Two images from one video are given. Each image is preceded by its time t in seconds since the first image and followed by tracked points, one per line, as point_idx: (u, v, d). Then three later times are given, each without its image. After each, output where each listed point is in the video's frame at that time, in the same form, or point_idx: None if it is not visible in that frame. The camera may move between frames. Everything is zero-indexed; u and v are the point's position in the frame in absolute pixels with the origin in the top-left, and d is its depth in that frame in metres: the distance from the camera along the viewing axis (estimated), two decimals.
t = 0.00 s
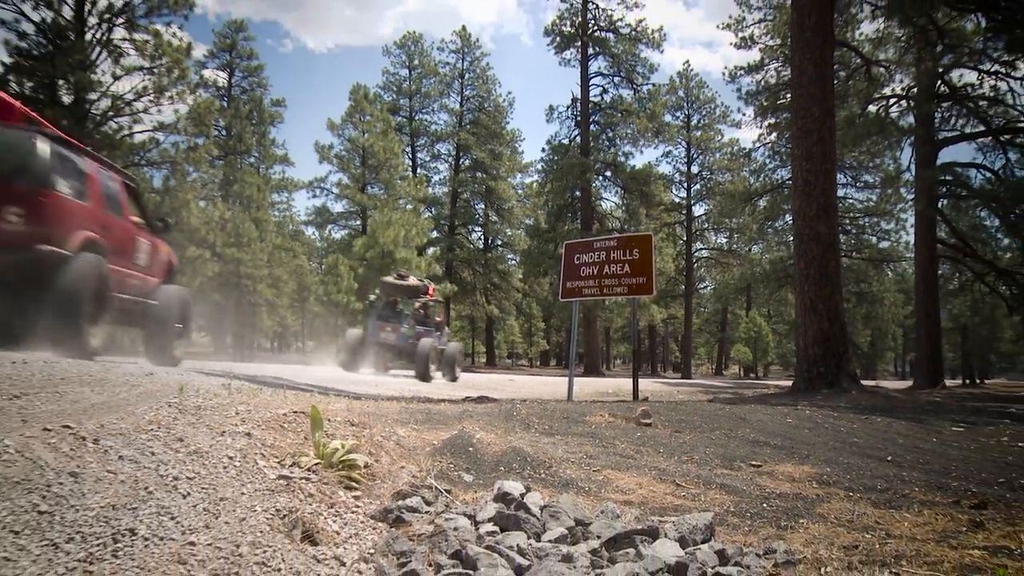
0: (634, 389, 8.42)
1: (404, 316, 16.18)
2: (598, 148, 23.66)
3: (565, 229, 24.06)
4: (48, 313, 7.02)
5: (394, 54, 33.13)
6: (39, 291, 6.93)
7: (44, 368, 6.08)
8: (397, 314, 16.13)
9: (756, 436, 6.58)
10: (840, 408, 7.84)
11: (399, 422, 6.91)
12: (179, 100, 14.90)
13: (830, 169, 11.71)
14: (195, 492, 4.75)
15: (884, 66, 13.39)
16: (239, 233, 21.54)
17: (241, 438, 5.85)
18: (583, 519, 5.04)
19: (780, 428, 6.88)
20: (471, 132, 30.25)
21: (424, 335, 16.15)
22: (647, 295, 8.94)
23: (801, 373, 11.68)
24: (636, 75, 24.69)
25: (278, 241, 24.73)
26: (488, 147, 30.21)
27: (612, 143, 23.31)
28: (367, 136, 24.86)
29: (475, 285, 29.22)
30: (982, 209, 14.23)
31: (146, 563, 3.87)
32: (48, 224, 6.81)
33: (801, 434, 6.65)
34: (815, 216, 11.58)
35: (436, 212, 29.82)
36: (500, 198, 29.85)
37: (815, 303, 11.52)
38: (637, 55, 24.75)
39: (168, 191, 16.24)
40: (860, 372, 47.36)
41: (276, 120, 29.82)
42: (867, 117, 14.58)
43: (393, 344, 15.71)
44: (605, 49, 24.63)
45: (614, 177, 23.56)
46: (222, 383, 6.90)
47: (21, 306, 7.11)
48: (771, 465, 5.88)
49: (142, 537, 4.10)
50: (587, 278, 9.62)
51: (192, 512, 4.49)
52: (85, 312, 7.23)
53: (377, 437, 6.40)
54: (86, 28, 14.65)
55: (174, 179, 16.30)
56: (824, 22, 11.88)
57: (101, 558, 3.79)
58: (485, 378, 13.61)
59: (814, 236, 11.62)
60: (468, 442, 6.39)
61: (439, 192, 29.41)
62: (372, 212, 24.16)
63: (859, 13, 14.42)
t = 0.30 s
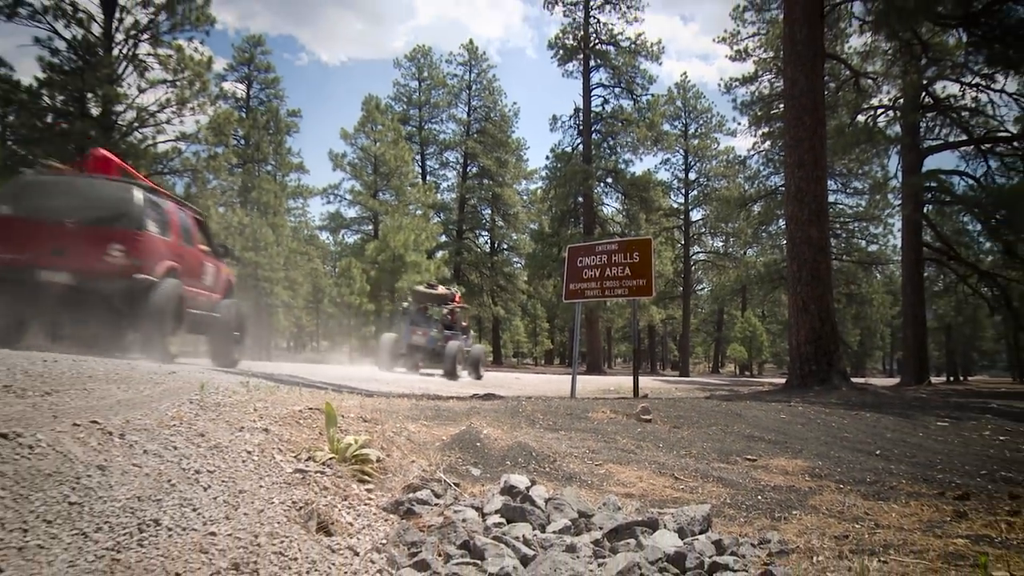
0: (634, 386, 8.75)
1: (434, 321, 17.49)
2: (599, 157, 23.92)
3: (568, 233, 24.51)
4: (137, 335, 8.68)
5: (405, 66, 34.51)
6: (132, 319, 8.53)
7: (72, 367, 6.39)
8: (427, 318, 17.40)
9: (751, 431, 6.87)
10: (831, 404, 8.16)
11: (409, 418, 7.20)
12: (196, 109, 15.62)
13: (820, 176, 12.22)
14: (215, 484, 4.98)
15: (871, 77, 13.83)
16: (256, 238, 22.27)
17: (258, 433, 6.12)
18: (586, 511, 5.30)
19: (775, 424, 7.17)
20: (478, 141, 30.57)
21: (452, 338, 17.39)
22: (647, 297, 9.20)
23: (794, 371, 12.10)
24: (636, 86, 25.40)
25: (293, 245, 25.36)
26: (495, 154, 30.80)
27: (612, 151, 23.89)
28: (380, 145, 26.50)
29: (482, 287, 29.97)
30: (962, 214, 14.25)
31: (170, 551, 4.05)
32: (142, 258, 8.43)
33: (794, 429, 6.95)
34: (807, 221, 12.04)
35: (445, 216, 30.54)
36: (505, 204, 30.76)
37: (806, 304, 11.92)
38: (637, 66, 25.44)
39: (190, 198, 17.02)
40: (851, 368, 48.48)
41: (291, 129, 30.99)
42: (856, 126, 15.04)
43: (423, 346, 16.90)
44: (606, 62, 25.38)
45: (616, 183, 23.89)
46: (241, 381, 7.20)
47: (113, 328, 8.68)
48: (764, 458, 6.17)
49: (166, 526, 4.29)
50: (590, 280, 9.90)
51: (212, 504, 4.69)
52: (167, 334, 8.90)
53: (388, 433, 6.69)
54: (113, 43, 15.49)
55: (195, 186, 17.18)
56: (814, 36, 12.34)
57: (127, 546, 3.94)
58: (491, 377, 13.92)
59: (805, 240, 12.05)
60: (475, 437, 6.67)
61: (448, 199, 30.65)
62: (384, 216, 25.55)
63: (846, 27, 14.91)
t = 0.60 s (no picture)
0: (633, 383, 9.10)
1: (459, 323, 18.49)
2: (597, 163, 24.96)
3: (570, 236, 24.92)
4: (205, 338, 10.85)
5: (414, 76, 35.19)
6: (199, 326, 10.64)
7: (99, 365, 6.74)
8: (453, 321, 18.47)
9: (746, 426, 7.18)
10: (823, 401, 8.48)
11: (418, 415, 7.49)
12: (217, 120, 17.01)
13: (811, 182, 12.58)
14: (235, 478, 5.18)
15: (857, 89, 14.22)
16: (272, 243, 22.77)
17: (275, 429, 6.38)
18: (588, 503, 5.57)
19: (767, 419, 7.50)
20: (484, 149, 31.52)
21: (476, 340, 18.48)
22: (645, 298, 9.47)
23: (786, 369, 12.46)
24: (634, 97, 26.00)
25: (308, 249, 25.83)
26: (500, 162, 31.27)
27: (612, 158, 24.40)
28: (389, 153, 27.10)
29: (487, 290, 30.39)
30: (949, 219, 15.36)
31: (192, 541, 4.19)
32: (209, 277, 10.55)
33: (786, 424, 7.26)
34: (798, 225, 12.40)
35: (450, 221, 31.08)
36: (508, 209, 30.94)
37: (797, 305, 12.30)
38: (636, 78, 26.14)
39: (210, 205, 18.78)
40: (841, 368, 49.23)
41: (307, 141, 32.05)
42: (845, 134, 15.45)
43: (450, 348, 18.04)
44: (606, 74, 25.98)
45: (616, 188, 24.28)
46: (258, 379, 7.53)
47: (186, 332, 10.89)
48: (757, 452, 6.47)
49: (188, 517, 4.45)
50: (591, 281, 10.20)
51: (231, 496, 4.89)
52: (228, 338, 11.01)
53: (399, 429, 6.98)
54: (137, 58, 17.42)
55: (215, 195, 19.22)
56: (804, 48, 12.77)
57: (152, 536, 4.10)
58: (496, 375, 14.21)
59: (796, 243, 12.42)
60: (482, 433, 6.96)
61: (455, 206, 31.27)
62: (393, 222, 26.19)
63: (834, 40, 15.47)
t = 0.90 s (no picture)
0: (630, 379, 9.46)
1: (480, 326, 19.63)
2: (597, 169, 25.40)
3: (571, 240, 25.31)
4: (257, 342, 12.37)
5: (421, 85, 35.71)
6: (252, 332, 12.15)
7: (121, 362, 7.07)
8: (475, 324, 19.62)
9: (740, 421, 7.51)
10: (815, 398, 8.80)
11: (426, 410, 7.80)
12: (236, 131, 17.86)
13: (800, 187, 12.89)
14: (250, 470, 5.38)
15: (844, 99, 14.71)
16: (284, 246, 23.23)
17: (288, 423, 6.66)
18: (588, 494, 5.85)
19: (757, 414, 7.84)
20: (489, 157, 31.86)
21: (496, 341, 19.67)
22: (643, 298, 9.77)
23: (777, 367, 12.80)
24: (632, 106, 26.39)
25: (321, 251, 26.25)
26: (503, 168, 31.69)
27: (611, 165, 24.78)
28: (398, 160, 27.58)
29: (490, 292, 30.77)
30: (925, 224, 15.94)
31: (210, 531, 4.36)
32: (260, 291, 12.04)
33: (779, 419, 7.59)
34: (787, 228, 12.73)
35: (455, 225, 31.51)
36: (511, 214, 31.43)
37: (788, 305, 12.62)
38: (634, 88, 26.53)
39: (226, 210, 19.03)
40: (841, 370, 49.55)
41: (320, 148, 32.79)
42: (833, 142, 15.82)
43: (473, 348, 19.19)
44: (605, 84, 26.40)
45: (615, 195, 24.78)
46: (273, 376, 7.85)
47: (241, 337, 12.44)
48: (750, 445, 6.78)
49: (206, 508, 4.63)
50: (590, 282, 10.50)
51: (247, 487, 5.07)
52: (276, 342, 12.54)
53: (407, 423, 7.29)
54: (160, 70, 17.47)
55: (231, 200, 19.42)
56: (792, 61, 13.15)
57: (173, 526, 4.26)
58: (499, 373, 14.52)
59: (787, 245, 12.73)
60: (487, 428, 7.26)
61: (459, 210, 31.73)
62: (401, 226, 26.58)
63: (822, 52, 16.20)
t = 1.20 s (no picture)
0: (629, 376, 9.80)
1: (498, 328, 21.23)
2: (596, 174, 25.90)
3: (571, 243, 25.71)
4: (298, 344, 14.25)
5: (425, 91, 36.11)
6: (294, 336, 13.98)
7: (142, 360, 7.42)
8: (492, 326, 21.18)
9: (732, 415, 7.87)
10: (806, 393, 9.13)
11: (433, 406, 8.13)
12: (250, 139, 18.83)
13: (790, 191, 13.20)
14: (264, 464, 5.48)
15: (832, 108, 15.71)
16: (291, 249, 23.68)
17: (301, 419, 6.91)
18: (588, 485, 6.14)
19: (749, 409, 8.17)
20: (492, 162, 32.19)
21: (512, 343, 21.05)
22: (639, 299, 10.09)
23: (768, 363, 13.13)
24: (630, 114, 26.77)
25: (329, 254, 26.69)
26: (506, 174, 32.08)
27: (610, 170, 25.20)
28: (404, 166, 28.07)
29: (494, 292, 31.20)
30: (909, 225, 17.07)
31: (228, 520, 4.34)
32: (300, 301, 13.88)
33: (770, 414, 7.94)
34: (778, 230, 13.02)
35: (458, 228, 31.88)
36: (514, 217, 31.78)
37: (779, 304, 12.93)
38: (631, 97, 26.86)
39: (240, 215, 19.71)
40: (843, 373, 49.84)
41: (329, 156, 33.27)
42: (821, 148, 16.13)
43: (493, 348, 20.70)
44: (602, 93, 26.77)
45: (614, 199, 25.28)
46: (286, 373, 8.18)
47: (286, 340, 14.33)
48: (742, 439, 7.12)
49: (223, 499, 4.65)
50: (589, 282, 10.81)
51: (263, 480, 5.19)
52: (316, 344, 14.42)
53: (415, 418, 7.61)
54: (179, 83, 18.90)
55: (246, 205, 19.98)
56: (781, 69, 13.54)
57: (191, 515, 4.24)
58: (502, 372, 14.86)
59: (778, 246, 13.00)
60: (490, 424, 7.57)
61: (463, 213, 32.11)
62: (407, 229, 26.97)
63: (810, 63, 16.93)
